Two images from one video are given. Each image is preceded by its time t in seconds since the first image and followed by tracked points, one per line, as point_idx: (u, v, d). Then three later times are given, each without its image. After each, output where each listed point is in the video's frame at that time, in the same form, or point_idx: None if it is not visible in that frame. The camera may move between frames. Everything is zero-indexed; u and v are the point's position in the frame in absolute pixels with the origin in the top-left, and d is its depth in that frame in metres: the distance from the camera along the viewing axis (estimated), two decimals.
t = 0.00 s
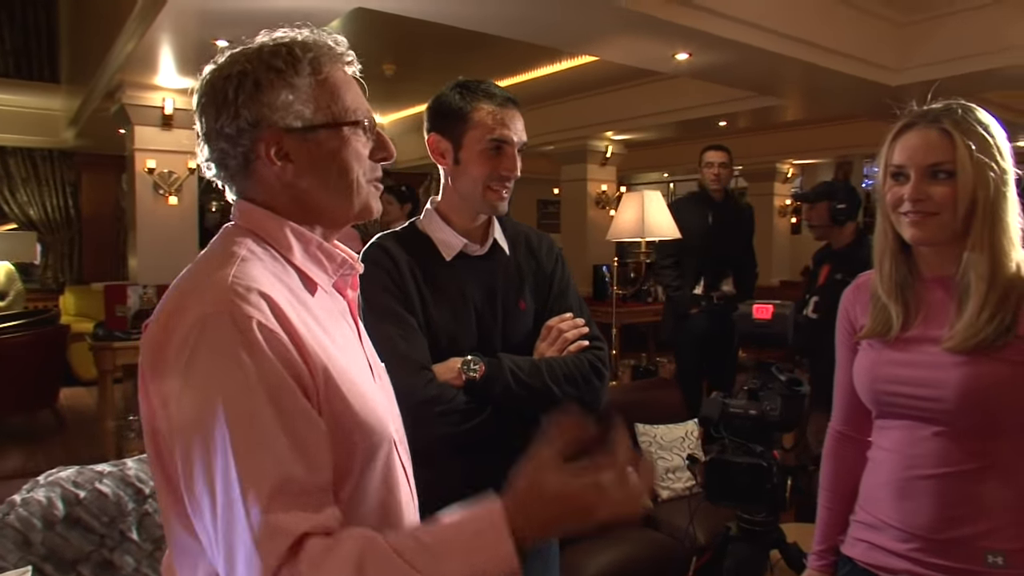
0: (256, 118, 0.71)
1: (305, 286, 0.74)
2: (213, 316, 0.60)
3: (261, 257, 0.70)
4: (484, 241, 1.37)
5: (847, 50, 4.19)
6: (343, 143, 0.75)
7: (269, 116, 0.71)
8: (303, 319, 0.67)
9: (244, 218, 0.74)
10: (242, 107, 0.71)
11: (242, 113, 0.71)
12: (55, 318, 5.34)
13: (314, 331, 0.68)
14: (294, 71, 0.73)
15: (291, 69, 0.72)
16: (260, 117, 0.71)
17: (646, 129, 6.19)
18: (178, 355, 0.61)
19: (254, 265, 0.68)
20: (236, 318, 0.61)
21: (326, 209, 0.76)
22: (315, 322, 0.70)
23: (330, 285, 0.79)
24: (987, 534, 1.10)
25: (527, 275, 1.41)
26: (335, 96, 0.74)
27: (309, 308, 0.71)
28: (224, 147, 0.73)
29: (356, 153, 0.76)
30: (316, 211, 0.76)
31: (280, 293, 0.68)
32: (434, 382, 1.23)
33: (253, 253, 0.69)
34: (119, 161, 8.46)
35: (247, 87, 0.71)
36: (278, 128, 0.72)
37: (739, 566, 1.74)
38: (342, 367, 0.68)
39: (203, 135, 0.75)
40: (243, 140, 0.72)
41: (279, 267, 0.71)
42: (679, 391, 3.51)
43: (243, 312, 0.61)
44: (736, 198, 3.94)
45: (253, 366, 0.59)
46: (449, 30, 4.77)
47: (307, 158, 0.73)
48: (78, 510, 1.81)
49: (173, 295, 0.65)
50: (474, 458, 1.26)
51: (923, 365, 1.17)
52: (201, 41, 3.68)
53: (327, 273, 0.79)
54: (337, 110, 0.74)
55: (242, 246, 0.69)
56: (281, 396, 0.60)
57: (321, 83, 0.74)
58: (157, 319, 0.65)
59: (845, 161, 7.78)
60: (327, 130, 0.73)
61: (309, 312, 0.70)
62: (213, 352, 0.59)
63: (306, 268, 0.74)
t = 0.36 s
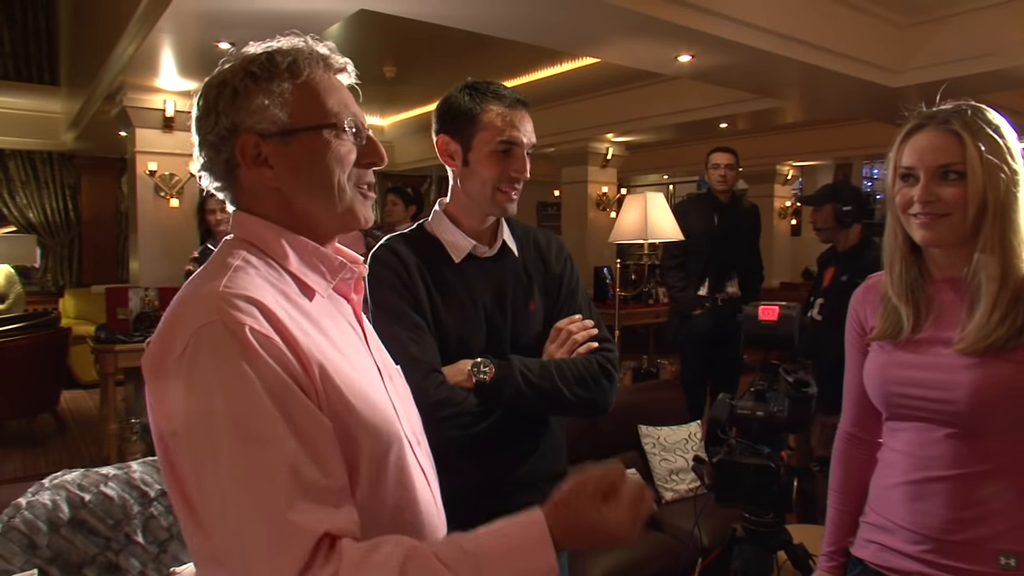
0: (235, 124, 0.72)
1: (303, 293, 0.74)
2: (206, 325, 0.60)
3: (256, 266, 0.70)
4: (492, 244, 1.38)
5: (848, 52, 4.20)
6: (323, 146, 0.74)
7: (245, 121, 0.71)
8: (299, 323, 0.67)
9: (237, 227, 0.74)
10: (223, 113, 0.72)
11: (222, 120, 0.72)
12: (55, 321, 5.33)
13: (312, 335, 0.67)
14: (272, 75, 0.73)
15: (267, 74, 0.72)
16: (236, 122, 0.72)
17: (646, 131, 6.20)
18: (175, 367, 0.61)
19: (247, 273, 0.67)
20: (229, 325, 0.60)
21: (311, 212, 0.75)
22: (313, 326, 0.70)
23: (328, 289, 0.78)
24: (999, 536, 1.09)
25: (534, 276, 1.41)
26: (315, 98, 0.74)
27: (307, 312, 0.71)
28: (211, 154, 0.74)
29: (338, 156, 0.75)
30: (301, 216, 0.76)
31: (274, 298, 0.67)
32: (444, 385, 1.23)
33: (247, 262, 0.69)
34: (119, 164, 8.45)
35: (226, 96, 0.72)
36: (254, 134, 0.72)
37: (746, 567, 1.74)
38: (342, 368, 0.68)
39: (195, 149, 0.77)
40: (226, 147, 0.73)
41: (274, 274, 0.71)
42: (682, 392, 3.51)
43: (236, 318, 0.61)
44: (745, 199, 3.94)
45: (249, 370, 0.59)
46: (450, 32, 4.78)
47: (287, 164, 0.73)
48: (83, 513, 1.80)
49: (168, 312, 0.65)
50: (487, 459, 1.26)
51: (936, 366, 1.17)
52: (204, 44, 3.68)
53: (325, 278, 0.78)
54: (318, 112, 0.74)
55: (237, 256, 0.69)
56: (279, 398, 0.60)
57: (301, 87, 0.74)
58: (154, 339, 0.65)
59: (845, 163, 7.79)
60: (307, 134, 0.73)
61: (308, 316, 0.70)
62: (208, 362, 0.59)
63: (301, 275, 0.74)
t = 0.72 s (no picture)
0: (240, 128, 0.70)
1: (301, 293, 0.74)
2: (204, 327, 0.60)
3: (253, 269, 0.69)
4: (495, 243, 1.37)
5: (849, 51, 4.19)
6: (327, 163, 0.71)
7: (250, 127, 0.70)
8: (298, 319, 0.67)
9: (236, 232, 0.73)
10: (229, 115, 0.71)
11: (227, 122, 0.71)
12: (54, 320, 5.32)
13: (311, 331, 0.68)
14: (283, 83, 0.71)
15: (278, 81, 0.70)
16: (241, 126, 0.70)
17: (645, 130, 6.19)
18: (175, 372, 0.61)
19: (244, 274, 0.67)
20: (227, 325, 0.60)
21: (308, 224, 0.74)
22: (313, 323, 0.70)
23: (326, 293, 0.77)
24: (1005, 535, 1.09)
25: (537, 275, 1.41)
26: (325, 112, 0.71)
27: (305, 310, 0.71)
28: (215, 154, 0.73)
29: (341, 175, 0.72)
30: (298, 226, 0.74)
31: (272, 297, 0.67)
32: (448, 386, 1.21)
33: (243, 266, 0.69)
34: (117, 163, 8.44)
35: (235, 98, 0.70)
36: (258, 141, 0.70)
37: (748, 567, 1.74)
38: (342, 360, 0.68)
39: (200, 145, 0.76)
40: (230, 149, 0.71)
41: (272, 276, 0.70)
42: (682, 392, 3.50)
43: (234, 318, 0.61)
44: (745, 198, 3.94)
45: (252, 368, 0.59)
46: (450, 31, 4.77)
47: (287, 174, 0.71)
48: (84, 513, 1.79)
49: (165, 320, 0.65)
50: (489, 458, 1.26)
51: (943, 366, 1.16)
52: (203, 42, 3.67)
53: (323, 283, 0.77)
54: (325, 128, 0.71)
55: (233, 261, 0.69)
56: (284, 391, 0.60)
57: (312, 99, 0.71)
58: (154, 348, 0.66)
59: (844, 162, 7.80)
60: (311, 148, 0.70)
61: (307, 313, 0.70)
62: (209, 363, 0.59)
63: (299, 280, 0.73)
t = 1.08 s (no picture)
0: (261, 139, 0.69)
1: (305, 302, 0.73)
2: (210, 333, 0.60)
3: (256, 274, 0.69)
4: (496, 243, 1.37)
5: (850, 51, 4.19)
6: (345, 187, 0.70)
7: (273, 140, 0.69)
8: (302, 326, 0.67)
9: (242, 234, 0.73)
10: (252, 121, 0.69)
11: (249, 129, 0.69)
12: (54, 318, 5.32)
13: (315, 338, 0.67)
14: (311, 100, 0.69)
15: (306, 98, 0.68)
16: (263, 137, 0.69)
17: (646, 130, 6.19)
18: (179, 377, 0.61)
19: (249, 280, 0.67)
20: (236, 332, 0.60)
21: (321, 239, 0.73)
22: (316, 330, 0.70)
23: (328, 303, 0.76)
24: (1007, 539, 1.09)
25: (538, 274, 1.40)
26: (348, 134, 0.70)
27: (310, 318, 0.70)
28: (231, 158, 0.71)
29: (358, 200, 0.72)
30: (308, 238, 0.73)
31: (277, 302, 0.67)
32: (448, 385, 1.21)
33: (247, 271, 0.68)
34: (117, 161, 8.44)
35: (261, 107, 0.68)
36: (277, 155, 0.69)
37: (748, 567, 1.74)
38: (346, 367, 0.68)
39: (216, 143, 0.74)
40: (248, 157, 0.70)
41: (276, 283, 0.70)
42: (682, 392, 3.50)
43: (242, 324, 0.61)
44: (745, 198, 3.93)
45: (258, 374, 0.59)
46: (450, 30, 4.76)
47: (302, 191, 0.70)
48: (83, 511, 1.79)
49: (169, 325, 0.65)
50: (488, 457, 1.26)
51: (946, 367, 1.16)
52: (203, 40, 3.67)
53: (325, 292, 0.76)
54: (346, 150, 0.70)
55: (237, 266, 0.68)
56: (293, 400, 0.60)
57: (337, 120, 0.70)
58: (157, 352, 0.65)
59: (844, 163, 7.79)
60: (331, 170, 0.69)
61: (310, 320, 0.70)
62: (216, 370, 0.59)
63: (302, 288, 0.72)
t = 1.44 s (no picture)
0: (301, 126, 0.68)
1: (332, 292, 0.73)
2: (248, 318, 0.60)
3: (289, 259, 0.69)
4: (493, 242, 1.37)
5: (849, 51, 4.19)
6: (387, 152, 0.73)
7: (317, 122, 0.69)
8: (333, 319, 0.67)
9: (265, 216, 0.72)
10: (288, 112, 0.68)
11: (289, 120, 0.68)
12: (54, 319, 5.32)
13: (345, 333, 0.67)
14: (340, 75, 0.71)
15: (339, 70, 0.70)
16: (306, 123, 0.68)
17: (645, 130, 6.18)
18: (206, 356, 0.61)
19: (283, 265, 0.67)
20: (276, 327, 0.60)
21: (361, 222, 0.75)
22: (346, 325, 0.69)
23: (352, 291, 0.76)
24: (1006, 539, 1.09)
25: (536, 273, 1.40)
26: (377, 101, 0.73)
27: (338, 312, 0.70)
28: (267, 152, 0.69)
29: (399, 163, 0.75)
30: (352, 219, 0.74)
31: (310, 293, 0.67)
32: (445, 385, 1.21)
33: (280, 254, 0.68)
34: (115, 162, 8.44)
35: (294, 91, 0.68)
36: (325, 135, 0.69)
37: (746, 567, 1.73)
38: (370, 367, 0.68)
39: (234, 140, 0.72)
40: (289, 148, 0.69)
41: (305, 270, 0.70)
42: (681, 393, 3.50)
43: (280, 315, 0.61)
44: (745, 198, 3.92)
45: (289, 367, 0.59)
46: (449, 30, 4.76)
47: (351, 167, 0.72)
48: (80, 512, 1.78)
49: (203, 299, 0.65)
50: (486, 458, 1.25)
51: (946, 366, 1.16)
52: (202, 40, 3.67)
53: (350, 279, 0.77)
54: (380, 117, 0.73)
55: (268, 248, 0.68)
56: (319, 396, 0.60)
57: (366, 87, 0.73)
58: (188, 323, 0.65)
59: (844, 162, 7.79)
60: (373, 139, 0.72)
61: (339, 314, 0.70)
62: (253, 364, 0.59)
63: (329, 274, 0.73)
